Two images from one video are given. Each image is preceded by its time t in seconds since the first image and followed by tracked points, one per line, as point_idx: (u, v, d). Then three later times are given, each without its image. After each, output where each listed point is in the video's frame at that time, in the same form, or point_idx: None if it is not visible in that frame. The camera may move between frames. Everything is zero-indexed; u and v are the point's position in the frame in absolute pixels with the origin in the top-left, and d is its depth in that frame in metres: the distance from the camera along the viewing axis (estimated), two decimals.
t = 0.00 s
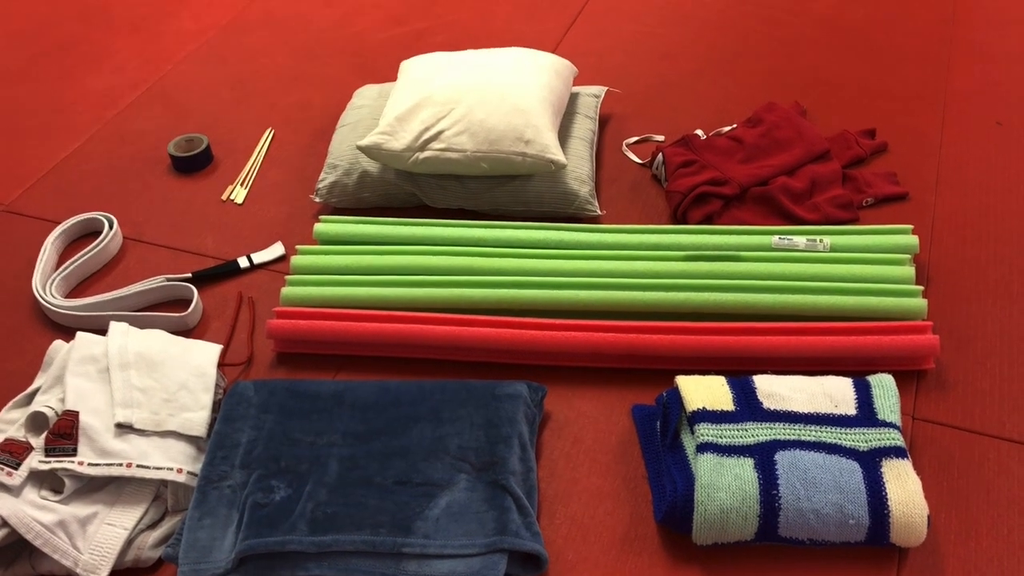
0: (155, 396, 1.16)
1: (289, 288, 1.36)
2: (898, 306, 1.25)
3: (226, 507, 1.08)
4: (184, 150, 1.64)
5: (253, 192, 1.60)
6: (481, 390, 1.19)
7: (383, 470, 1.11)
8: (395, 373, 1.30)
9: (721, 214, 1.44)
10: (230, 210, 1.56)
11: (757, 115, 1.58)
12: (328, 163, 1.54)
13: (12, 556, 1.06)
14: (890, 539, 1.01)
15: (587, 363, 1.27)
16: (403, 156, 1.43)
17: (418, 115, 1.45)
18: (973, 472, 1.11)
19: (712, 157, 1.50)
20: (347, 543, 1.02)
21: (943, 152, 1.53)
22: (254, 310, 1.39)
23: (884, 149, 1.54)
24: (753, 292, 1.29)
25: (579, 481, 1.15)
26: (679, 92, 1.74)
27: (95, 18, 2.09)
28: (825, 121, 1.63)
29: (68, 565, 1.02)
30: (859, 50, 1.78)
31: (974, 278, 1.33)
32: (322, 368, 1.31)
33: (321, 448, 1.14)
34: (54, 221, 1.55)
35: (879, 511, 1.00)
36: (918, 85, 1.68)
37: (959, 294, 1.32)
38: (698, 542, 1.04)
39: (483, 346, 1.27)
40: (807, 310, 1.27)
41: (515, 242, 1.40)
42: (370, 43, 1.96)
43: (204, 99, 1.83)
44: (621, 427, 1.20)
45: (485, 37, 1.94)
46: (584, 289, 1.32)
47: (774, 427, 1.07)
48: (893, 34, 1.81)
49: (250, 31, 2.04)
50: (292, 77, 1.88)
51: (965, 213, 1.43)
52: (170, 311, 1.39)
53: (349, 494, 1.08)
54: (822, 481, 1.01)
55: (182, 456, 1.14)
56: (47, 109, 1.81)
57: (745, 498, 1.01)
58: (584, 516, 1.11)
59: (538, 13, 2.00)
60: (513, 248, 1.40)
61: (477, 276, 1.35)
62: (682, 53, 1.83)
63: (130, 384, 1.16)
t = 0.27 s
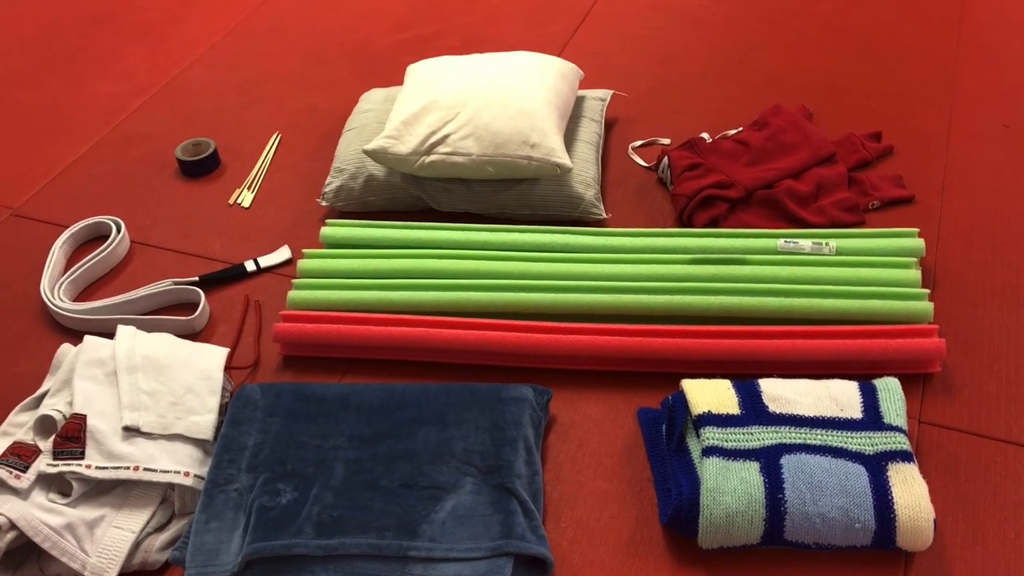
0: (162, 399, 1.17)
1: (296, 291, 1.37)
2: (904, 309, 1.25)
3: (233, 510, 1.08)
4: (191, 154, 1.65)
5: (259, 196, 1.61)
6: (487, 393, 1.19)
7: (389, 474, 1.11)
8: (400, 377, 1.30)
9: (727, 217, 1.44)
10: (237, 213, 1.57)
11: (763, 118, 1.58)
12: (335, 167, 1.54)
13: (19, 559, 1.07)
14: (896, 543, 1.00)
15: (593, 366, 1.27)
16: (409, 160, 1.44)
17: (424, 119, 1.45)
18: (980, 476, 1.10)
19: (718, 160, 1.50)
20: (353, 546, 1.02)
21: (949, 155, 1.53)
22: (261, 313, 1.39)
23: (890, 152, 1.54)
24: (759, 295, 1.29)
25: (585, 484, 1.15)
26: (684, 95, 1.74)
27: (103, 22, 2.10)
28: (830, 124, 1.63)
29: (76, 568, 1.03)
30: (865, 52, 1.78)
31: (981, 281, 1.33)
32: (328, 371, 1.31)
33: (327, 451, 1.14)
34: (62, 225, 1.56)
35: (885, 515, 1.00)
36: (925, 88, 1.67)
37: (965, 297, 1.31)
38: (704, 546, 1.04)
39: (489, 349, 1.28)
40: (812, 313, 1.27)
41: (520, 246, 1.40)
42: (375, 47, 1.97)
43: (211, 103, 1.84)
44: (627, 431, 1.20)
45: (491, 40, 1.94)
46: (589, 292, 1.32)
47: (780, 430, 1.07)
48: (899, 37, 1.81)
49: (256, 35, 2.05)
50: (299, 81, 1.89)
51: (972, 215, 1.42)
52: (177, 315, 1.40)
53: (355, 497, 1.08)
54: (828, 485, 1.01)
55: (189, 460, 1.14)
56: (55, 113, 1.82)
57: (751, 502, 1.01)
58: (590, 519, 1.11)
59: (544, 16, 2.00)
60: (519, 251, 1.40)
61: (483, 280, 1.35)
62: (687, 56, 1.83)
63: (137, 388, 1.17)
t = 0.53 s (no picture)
0: (163, 398, 1.17)
1: (297, 291, 1.37)
2: (907, 308, 1.24)
3: (233, 509, 1.08)
4: (193, 153, 1.65)
5: (261, 195, 1.61)
6: (488, 393, 1.19)
7: (390, 473, 1.11)
8: (401, 376, 1.29)
9: (730, 216, 1.43)
10: (239, 213, 1.57)
11: (766, 117, 1.57)
12: (336, 167, 1.54)
13: (20, 558, 1.07)
14: (898, 543, 1.00)
15: (595, 365, 1.27)
16: (410, 159, 1.43)
17: (426, 118, 1.45)
18: (984, 476, 1.09)
19: (721, 159, 1.50)
20: (353, 546, 1.02)
21: (953, 153, 1.52)
22: (262, 313, 1.39)
23: (894, 150, 1.53)
24: (762, 294, 1.28)
25: (586, 483, 1.14)
26: (687, 94, 1.73)
27: (107, 22, 2.11)
28: (834, 122, 1.62)
29: (77, 567, 1.03)
30: (869, 50, 1.77)
31: (985, 280, 1.32)
32: (329, 371, 1.31)
33: (328, 451, 1.14)
34: (65, 225, 1.56)
35: (887, 514, 0.99)
36: (929, 86, 1.66)
37: (969, 296, 1.30)
38: (705, 546, 1.03)
39: (490, 348, 1.27)
40: (816, 312, 1.27)
41: (521, 245, 1.40)
42: (378, 47, 1.96)
43: (214, 103, 1.84)
44: (628, 430, 1.20)
45: (493, 40, 1.94)
46: (591, 291, 1.32)
47: (782, 429, 1.06)
48: (904, 35, 1.80)
49: (259, 35, 2.05)
50: (301, 81, 1.89)
51: (976, 214, 1.41)
52: (178, 314, 1.40)
53: (355, 497, 1.08)
54: (830, 484, 1.01)
55: (190, 459, 1.14)
56: (59, 113, 1.82)
57: (752, 501, 1.00)
58: (591, 519, 1.10)
59: (546, 15, 2.00)
60: (520, 250, 1.40)
61: (484, 279, 1.35)
62: (690, 55, 1.83)
63: (138, 387, 1.17)
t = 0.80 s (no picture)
0: (167, 397, 1.17)
1: (301, 289, 1.37)
2: (910, 305, 1.24)
3: (238, 507, 1.08)
4: (196, 152, 1.65)
5: (264, 194, 1.61)
6: (491, 391, 1.19)
7: (394, 471, 1.11)
8: (404, 374, 1.30)
9: (733, 214, 1.43)
10: (242, 212, 1.57)
11: (768, 114, 1.57)
12: (339, 165, 1.54)
13: (25, 557, 1.07)
14: (902, 539, 1.00)
15: (598, 363, 1.27)
16: (413, 157, 1.43)
17: (428, 116, 1.45)
18: (987, 472, 1.10)
19: (723, 156, 1.50)
20: (357, 543, 1.02)
21: (956, 150, 1.52)
22: (266, 311, 1.39)
23: (896, 148, 1.53)
24: (764, 291, 1.28)
25: (590, 481, 1.15)
26: (689, 92, 1.73)
27: (109, 22, 2.11)
28: (836, 120, 1.62)
29: (82, 565, 1.03)
30: (871, 48, 1.77)
31: (987, 276, 1.32)
32: (332, 369, 1.31)
33: (332, 449, 1.14)
34: (68, 224, 1.56)
35: (891, 511, 0.99)
36: (931, 83, 1.67)
37: (971, 292, 1.31)
38: (709, 542, 1.03)
39: (494, 346, 1.27)
40: (818, 309, 1.27)
41: (524, 243, 1.40)
42: (380, 45, 1.97)
43: (216, 102, 1.84)
44: (632, 428, 1.20)
45: (495, 38, 1.94)
46: (594, 289, 1.32)
47: (785, 426, 1.07)
48: (906, 32, 1.80)
49: (261, 34, 2.05)
50: (303, 80, 1.89)
51: (978, 210, 1.42)
52: (182, 313, 1.40)
53: (359, 494, 1.08)
54: (834, 480, 1.01)
55: (194, 457, 1.14)
56: (61, 112, 1.82)
57: (756, 498, 1.00)
58: (595, 516, 1.10)
59: (548, 14, 2.00)
60: (522, 248, 1.40)
61: (487, 276, 1.35)
62: (692, 52, 1.83)
63: (142, 386, 1.17)
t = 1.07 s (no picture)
0: (165, 397, 1.17)
1: (298, 289, 1.37)
2: (906, 304, 1.25)
3: (236, 507, 1.08)
4: (193, 153, 1.65)
5: (261, 194, 1.61)
6: (489, 390, 1.19)
7: (392, 470, 1.11)
8: (401, 374, 1.30)
9: (729, 213, 1.44)
10: (239, 212, 1.57)
11: (765, 114, 1.58)
12: (336, 165, 1.55)
13: (23, 557, 1.07)
14: (898, 537, 1.00)
15: (595, 362, 1.27)
16: (410, 157, 1.44)
17: (426, 116, 1.45)
18: (983, 471, 1.10)
19: (720, 156, 1.50)
20: (355, 543, 1.02)
21: (951, 149, 1.52)
22: (263, 311, 1.40)
23: (892, 147, 1.53)
24: (761, 290, 1.29)
25: (587, 480, 1.15)
26: (685, 91, 1.73)
27: (106, 22, 2.11)
28: (832, 119, 1.62)
29: (80, 565, 1.03)
30: (867, 47, 1.78)
31: (983, 275, 1.33)
32: (330, 368, 1.32)
33: (330, 449, 1.14)
34: (66, 225, 1.56)
35: (887, 509, 1.00)
36: (927, 83, 1.67)
37: (967, 291, 1.31)
38: (706, 541, 1.03)
39: (491, 346, 1.28)
40: (815, 308, 1.27)
41: (522, 242, 1.40)
42: (377, 45, 1.97)
43: (213, 102, 1.84)
44: (629, 427, 1.20)
45: (492, 38, 1.94)
46: (591, 288, 1.32)
47: (782, 425, 1.07)
48: (902, 32, 1.81)
49: (258, 34, 2.05)
50: (301, 80, 1.89)
51: (974, 210, 1.42)
52: (180, 313, 1.40)
53: (357, 494, 1.08)
54: (830, 479, 1.01)
55: (192, 457, 1.14)
56: (58, 113, 1.82)
57: (752, 496, 1.01)
58: (592, 515, 1.11)
59: (545, 14, 2.00)
60: (520, 248, 1.40)
61: (484, 276, 1.35)
62: (689, 52, 1.83)
63: (140, 386, 1.17)
